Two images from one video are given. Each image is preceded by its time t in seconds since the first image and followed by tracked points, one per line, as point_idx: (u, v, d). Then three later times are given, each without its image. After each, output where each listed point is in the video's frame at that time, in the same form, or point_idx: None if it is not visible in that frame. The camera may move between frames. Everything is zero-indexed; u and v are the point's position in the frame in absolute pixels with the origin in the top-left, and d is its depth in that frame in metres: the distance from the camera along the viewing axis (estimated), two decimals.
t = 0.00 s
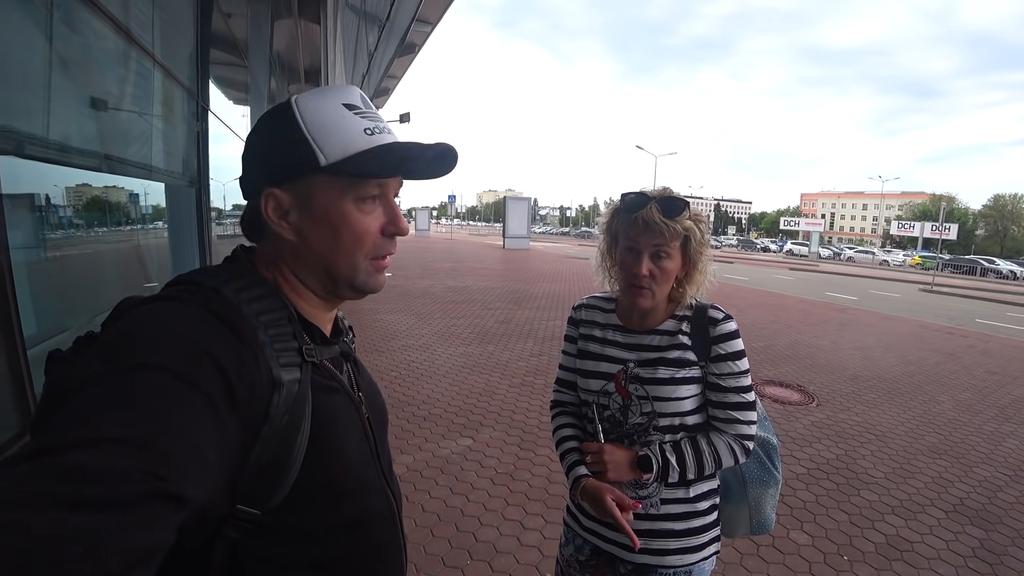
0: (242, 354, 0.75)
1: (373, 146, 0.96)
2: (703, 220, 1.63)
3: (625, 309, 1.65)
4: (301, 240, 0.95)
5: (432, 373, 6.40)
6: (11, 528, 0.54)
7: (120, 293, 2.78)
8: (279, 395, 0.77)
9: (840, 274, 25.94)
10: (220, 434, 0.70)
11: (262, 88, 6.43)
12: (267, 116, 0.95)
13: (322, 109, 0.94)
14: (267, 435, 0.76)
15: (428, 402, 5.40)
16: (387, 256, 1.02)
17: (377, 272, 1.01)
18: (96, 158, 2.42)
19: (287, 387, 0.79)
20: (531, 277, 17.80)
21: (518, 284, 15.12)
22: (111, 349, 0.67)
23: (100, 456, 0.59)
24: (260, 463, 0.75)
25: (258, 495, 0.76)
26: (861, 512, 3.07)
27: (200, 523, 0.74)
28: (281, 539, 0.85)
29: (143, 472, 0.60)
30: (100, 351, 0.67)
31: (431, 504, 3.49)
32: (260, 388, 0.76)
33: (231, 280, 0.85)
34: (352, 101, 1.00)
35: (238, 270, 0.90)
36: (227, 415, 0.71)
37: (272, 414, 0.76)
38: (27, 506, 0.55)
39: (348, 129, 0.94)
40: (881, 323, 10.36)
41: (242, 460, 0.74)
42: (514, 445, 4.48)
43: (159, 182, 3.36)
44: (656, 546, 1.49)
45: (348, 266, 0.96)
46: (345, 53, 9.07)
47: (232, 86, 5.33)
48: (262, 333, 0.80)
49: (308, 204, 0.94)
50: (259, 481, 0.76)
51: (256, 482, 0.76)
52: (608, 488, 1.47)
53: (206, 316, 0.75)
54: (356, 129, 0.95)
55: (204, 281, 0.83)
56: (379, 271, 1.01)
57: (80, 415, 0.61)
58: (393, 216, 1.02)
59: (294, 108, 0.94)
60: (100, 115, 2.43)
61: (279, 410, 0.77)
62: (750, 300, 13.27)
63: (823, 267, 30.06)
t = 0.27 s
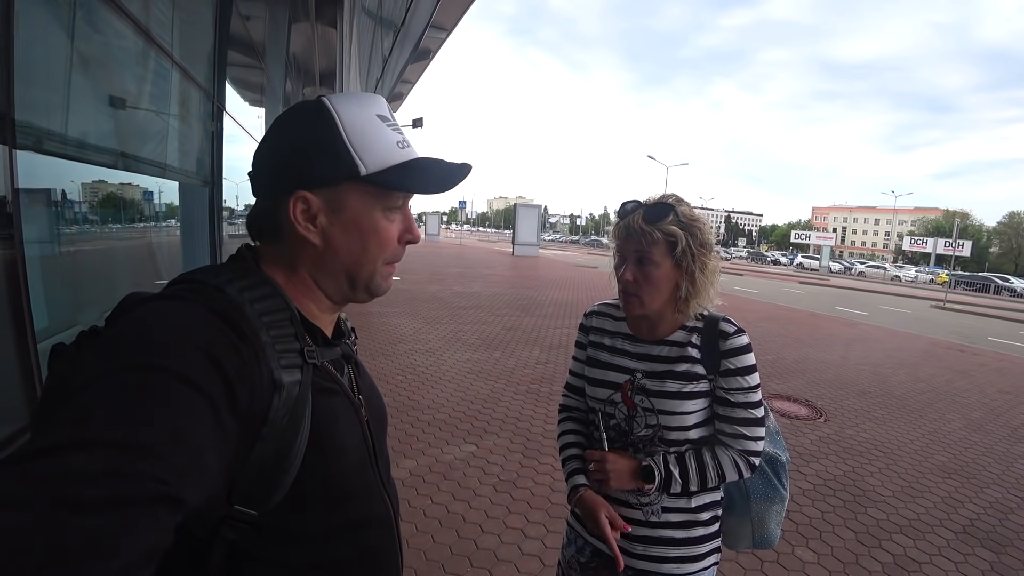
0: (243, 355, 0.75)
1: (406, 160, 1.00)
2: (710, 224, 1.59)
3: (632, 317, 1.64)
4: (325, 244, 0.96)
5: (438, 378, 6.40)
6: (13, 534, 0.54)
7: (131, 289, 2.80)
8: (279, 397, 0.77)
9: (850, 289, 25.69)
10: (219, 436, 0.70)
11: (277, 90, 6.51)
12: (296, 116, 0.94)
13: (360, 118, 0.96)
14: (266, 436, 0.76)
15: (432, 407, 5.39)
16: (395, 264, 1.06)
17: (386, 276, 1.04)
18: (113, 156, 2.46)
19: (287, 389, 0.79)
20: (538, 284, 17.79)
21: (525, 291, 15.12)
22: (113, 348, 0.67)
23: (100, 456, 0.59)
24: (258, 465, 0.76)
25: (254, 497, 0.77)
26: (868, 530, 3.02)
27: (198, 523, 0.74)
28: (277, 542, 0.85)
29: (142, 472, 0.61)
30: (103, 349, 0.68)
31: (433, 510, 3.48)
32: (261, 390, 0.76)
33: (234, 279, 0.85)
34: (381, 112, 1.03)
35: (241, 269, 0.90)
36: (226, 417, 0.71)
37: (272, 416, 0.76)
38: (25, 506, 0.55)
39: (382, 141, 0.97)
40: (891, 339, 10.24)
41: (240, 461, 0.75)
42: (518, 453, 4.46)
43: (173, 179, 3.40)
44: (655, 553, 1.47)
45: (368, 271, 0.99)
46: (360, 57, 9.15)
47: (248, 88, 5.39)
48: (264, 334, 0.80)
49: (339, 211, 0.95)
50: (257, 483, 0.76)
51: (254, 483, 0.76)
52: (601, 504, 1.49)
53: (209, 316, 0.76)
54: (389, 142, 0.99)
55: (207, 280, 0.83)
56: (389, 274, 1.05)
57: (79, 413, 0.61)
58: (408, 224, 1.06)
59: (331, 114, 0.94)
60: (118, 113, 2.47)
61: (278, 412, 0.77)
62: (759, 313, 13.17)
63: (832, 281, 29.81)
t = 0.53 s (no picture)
0: (243, 356, 0.75)
1: (411, 165, 1.00)
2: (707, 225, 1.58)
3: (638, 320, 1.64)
4: (325, 246, 0.96)
5: (442, 384, 6.39)
6: (13, 531, 0.54)
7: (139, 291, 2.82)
8: (278, 398, 0.77)
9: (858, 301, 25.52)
10: (218, 435, 0.70)
11: (288, 96, 6.57)
12: (300, 119, 0.94)
13: (366, 122, 0.96)
14: (265, 437, 0.76)
15: (436, 414, 5.38)
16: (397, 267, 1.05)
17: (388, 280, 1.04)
18: (124, 159, 2.49)
19: (287, 390, 0.78)
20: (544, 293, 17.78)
21: (530, 299, 15.10)
22: (112, 348, 0.67)
23: (98, 455, 0.59)
24: (256, 466, 0.76)
25: (252, 499, 0.77)
26: (875, 546, 2.98)
27: (195, 524, 0.74)
28: (279, 544, 0.84)
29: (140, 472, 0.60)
30: (103, 348, 0.68)
31: (434, 517, 3.46)
32: (260, 390, 0.76)
33: (233, 280, 0.85)
34: (387, 117, 1.03)
35: (242, 270, 0.91)
36: (225, 417, 0.71)
37: (271, 417, 0.76)
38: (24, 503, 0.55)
39: (387, 145, 0.98)
40: (899, 352, 10.14)
41: (238, 462, 0.75)
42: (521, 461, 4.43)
43: (182, 183, 3.43)
44: (642, 551, 1.47)
45: (371, 272, 0.99)
46: (370, 64, 9.23)
47: (259, 93, 5.45)
48: (264, 335, 0.80)
49: (341, 213, 0.95)
50: (255, 483, 0.76)
51: (252, 484, 0.76)
52: (587, 496, 1.54)
53: (209, 316, 0.76)
54: (394, 146, 0.99)
55: (208, 281, 0.83)
56: (393, 280, 1.05)
57: (77, 412, 0.61)
58: (411, 229, 1.05)
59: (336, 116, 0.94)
60: (130, 116, 2.50)
61: (278, 413, 0.77)
62: (766, 324, 13.09)
63: (840, 292, 29.62)
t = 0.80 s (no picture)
0: (245, 358, 0.75)
1: (409, 175, 0.98)
2: (700, 224, 1.64)
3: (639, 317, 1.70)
4: (319, 252, 0.95)
5: (447, 390, 6.38)
6: (14, 534, 0.53)
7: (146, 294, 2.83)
8: (281, 401, 0.77)
9: (865, 308, 25.33)
10: (220, 438, 0.70)
11: (295, 102, 6.61)
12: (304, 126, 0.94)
13: (365, 129, 0.95)
14: (269, 440, 0.75)
15: (442, 419, 5.37)
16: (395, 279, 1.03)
17: (385, 291, 1.02)
18: (133, 163, 2.51)
19: (290, 393, 0.78)
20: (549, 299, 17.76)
21: (535, 305, 15.09)
22: (113, 350, 0.67)
23: (97, 457, 0.58)
24: (260, 469, 0.75)
25: (255, 503, 0.77)
26: (885, 556, 2.94)
27: (197, 528, 0.74)
28: (284, 547, 0.83)
29: (141, 474, 0.60)
30: (105, 351, 0.68)
31: (439, 524, 3.44)
32: (263, 393, 0.75)
33: (236, 285, 0.85)
34: (391, 126, 1.02)
35: (245, 274, 0.91)
36: (227, 420, 0.71)
37: (274, 421, 0.76)
38: (24, 505, 0.54)
39: (386, 154, 0.96)
40: (909, 359, 10.04)
41: (241, 466, 0.74)
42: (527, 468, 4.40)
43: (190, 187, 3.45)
44: (630, 530, 1.56)
45: (363, 282, 0.97)
46: (377, 70, 9.28)
47: (267, 99, 5.49)
48: (266, 337, 0.79)
49: (334, 217, 0.94)
50: (258, 487, 0.76)
51: (255, 487, 0.76)
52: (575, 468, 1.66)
53: (210, 319, 0.75)
54: (393, 155, 0.98)
55: (210, 285, 0.83)
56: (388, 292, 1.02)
57: (77, 414, 0.61)
58: (410, 241, 1.03)
59: (336, 122, 0.94)
60: (139, 121, 2.52)
61: (282, 416, 0.76)
62: (772, 331, 13.02)
63: (847, 298, 29.43)
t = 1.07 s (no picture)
0: (246, 361, 0.75)
1: (399, 190, 0.95)
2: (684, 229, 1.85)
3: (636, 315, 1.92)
4: (308, 257, 0.95)
5: (451, 392, 6.38)
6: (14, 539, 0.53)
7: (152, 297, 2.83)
8: (284, 405, 0.77)
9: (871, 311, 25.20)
10: (222, 441, 0.69)
11: (300, 104, 6.64)
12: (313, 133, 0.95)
13: (363, 139, 0.94)
14: (272, 443, 0.75)
15: (446, 422, 5.36)
16: (387, 297, 1.00)
17: (376, 308, 0.99)
18: (139, 165, 2.52)
19: (293, 397, 0.78)
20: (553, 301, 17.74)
21: (540, 307, 15.07)
22: (113, 354, 0.67)
23: (98, 461, 0.58)
24: (262, 472, 0.75)
25: (258, 506, 0.76)
26: (893, 561, 2.92)
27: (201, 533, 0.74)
28: (286, 551, 0.83)
29: (143, 477, 0.60)
30: (105, 356, 0.67)
31: (444, 527, 3.43)
32: (265, 397, 0.75)
33: (236, 290, 0.85)
34: (396, 138, 1.00)
35: (246, 279, 0.91)
36: (231, 423, 0.71)
37: (277, 424, 0.76)
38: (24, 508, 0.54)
39: (380, 166, 0.94)
40: (914, 363, 9.98)
41: (243, 470, 0.74)
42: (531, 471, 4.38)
43: (195, 190, 3.46)
44: (620, 508, 1.76)
45: (345, 295, 0.95)
46: (381, 73, 9.31)
47: (272, 101, 5.51)
48: (267, 341, 0.79)
49: (322, 224, 0.93)
50: (261, 492, 0.76)
51: (259, 491, 0.76)
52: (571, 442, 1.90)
53: (210, 322, 0.75)
54: (387, 169, 0.95)
55: (211, 290, 0.83)
56: (377, 309, 0.99)
57: (78, 419, 0.61)
58: (404, 260, 1.00)
59: (337, 130, 0.94)
60: (145, 124, 2.53)
61: (284, 420, 0.76)
62: (777, 334, 12.97)
63: (853, 301, 29.26)
